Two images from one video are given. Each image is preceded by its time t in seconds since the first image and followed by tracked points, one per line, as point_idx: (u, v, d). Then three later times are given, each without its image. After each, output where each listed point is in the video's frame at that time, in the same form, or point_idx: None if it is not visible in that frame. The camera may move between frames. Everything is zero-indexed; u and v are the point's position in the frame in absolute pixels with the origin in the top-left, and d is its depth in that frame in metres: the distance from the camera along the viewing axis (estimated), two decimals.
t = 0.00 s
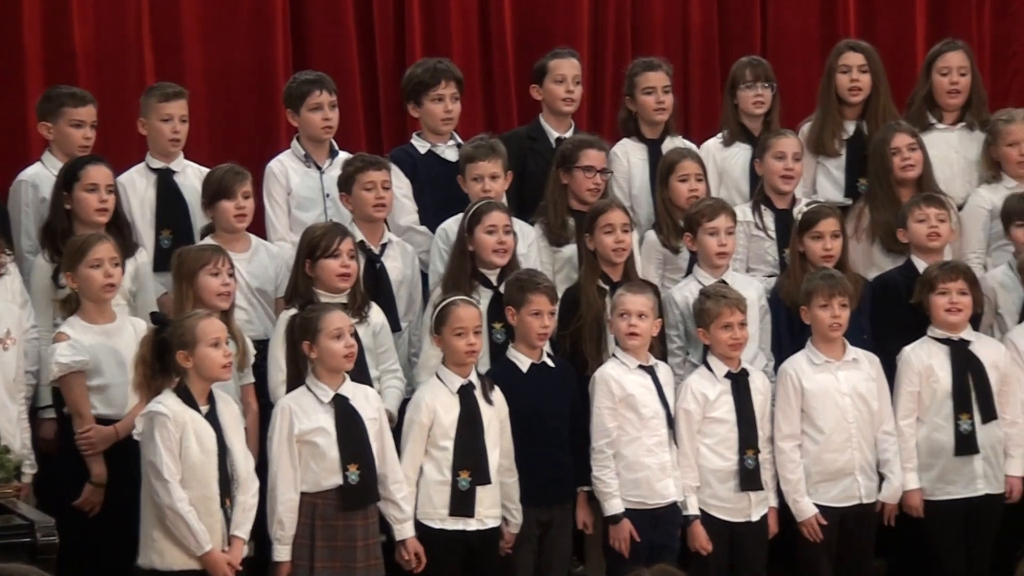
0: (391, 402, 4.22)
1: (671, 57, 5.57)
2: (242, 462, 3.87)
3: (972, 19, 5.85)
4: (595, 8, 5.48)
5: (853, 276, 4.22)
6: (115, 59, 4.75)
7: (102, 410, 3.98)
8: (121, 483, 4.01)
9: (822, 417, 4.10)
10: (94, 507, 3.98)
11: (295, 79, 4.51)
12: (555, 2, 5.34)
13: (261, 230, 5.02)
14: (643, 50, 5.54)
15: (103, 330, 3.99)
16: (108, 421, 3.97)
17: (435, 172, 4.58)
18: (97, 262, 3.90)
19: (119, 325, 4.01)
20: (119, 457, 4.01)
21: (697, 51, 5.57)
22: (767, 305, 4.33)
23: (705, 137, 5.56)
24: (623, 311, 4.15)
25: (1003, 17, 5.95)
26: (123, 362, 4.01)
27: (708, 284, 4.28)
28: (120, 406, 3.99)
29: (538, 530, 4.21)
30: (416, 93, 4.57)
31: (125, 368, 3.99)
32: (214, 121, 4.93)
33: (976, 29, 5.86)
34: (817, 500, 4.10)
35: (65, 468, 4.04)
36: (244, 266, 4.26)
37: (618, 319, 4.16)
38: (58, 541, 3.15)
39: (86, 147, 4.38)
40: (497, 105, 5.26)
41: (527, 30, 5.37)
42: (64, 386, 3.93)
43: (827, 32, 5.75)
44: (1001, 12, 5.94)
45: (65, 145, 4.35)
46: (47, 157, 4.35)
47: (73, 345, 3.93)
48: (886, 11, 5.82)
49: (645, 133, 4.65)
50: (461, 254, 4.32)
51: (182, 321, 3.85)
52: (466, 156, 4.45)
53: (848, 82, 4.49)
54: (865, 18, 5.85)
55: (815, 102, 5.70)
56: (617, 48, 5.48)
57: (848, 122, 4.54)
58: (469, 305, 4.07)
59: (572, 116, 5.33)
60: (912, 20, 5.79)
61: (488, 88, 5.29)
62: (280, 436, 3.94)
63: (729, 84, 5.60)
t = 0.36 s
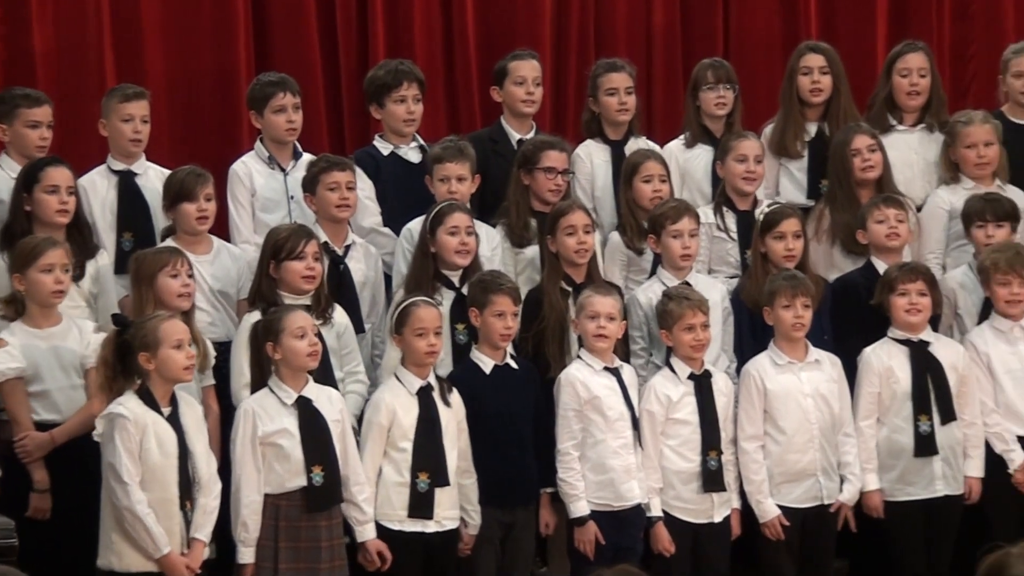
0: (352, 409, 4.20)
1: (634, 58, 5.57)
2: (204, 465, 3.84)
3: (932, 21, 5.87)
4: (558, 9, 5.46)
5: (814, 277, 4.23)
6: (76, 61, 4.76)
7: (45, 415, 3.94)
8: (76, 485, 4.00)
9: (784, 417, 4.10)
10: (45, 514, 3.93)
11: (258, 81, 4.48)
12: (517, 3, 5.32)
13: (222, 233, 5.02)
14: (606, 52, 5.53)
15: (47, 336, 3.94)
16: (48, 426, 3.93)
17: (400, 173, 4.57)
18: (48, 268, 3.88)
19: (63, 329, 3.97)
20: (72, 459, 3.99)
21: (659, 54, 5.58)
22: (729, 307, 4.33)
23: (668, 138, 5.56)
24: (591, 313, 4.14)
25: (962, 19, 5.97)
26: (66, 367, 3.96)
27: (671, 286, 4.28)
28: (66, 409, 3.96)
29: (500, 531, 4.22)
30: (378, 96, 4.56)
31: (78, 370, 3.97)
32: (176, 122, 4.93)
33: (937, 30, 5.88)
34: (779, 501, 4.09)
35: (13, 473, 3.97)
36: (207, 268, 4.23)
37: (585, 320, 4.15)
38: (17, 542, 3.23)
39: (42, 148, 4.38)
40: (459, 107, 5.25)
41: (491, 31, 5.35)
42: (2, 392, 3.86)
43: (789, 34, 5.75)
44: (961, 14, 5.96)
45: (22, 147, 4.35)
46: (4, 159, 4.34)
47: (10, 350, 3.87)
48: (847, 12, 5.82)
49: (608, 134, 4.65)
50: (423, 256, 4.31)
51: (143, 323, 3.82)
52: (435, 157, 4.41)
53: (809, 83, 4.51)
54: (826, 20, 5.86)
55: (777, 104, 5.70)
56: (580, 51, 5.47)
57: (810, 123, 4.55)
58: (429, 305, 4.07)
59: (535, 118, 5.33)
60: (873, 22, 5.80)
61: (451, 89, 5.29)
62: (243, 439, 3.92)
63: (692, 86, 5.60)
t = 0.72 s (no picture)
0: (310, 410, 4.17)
1: (593, 60, 5.57)
2: (161, 469, 3.82)
3: (887, 23, 5.90)
4: (517, 10, 5.45)
5: (771, 278, 4.24)
6: (31, 62, 4.76)
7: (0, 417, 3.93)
8: (30, 487, 3.99)
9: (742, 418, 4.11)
10: (7, 514, 3.93)
11: (217, 82, 4.43)
12: (475, 4, 5.31)
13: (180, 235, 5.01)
14: (563, 53, 5.52)
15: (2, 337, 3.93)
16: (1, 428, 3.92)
17: (357, 175, 4.54)
18: None
19: (18, 331, 3.96)
20: (28, 461, 3.99)
21: (618, 54, 5.57)
22: (687, 308, 4.33)
23: (627, 140, 5.57)
24: (557, 315, 4.13)
25: (917, 21, 6.00)
26: (22, 369, 3.95)
27: (630, 288, 4.28)
28: (22, 412, 3.94)
29: (458, 533, 4.23)
30: (336, 99, 4.54)
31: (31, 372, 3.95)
32: (133, 123, 4.92)
33: (891, 32, 5.93)
34: (736, 502, 4.10)
35: None
36: (165, 269, 4.19)
37: (552, 323, 4.14)
38: None
39: None
40: (418, 109, 5.25)
41: (449, 32, 5.35)
42: None
43: (746, 34, 5.78)
44: (915, 16, 5.99)
45: None
46: None
47: None
48: (805, 14, 5.83)
49: (566, 135, 4.66)
50: (382, 257, 4.29)
51: (98, 326, 3.78)
52: (394, 159, 4.38)
53: (766, 85, 4.52)
54: (784, 22, 5.87)
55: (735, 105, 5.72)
56: (538, 51, 5.47)
57: (767, 125, 4.57)
58: (383, 304, 4.07)
59: (493, 120, 5.33)
60: (830, 25, 5.82)
61: (410, 90, 5.28)
62: (199, 442, 3.89)
63: (651, 88, 5.61)
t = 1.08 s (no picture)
0: (267, 412, 4.12)
1: (551, 63, 5.56)
2: (116, 470, 3.79)
3: (843, 24, 5.92)
4: (474, 11, 5.44)
5: (727, 280, 4.25)
6: None
7: None
8: None
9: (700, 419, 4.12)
10: None
11: (172, 84, 4.38)
12: (433, 5, 5.31)
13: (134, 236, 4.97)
14: (521, 54, 5.51)
15: None
16: None
17: (314, 178, 4.50)
18: None
19: None
20: None
21: (576, 54, 5.57)
22: (645, 310, 4.32)
23: (585, 141, 5.57)
24: (524, 318, 4.08)
25: (871, 23, 6.04)
26: None
27: (589, 289, 4.27)
28: None
29: (416, 537, 4.17)
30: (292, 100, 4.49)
31: None
32: (89, 125, 4.90)
33: (847, 33, 5.94)
34: (695, 503, 4.11)
35: None
36: (121, 272, 4.15)
37: (517, 326, 4.08)
38: None
39: None
40: (376, 110, 5.23)
41: (407, 33, 5.33)
42: None
43: (703, 36, 5.79)
44: (870, 18, 6.03)
45: None
46: None
47: None
48: (761, 15, 5.86)
49: (523, 136, 4.65)
50: (339, 259, 4.24)
51: (53, 326, 3.75)
52: (350, 161, 4.36)
53: (723, 87, 4.53)
54: (740, 24, 5.90)
55: (692, 106, 5.73)
56: (496, 53, 5.45)
57: (723, 127, 4.57)
58: (339, 305, 4.06)
59: (450, 121, 5.33)
60: (787, 27, 5.85)
61: (367, 91, 5.27)
62: (152, 445, 3.87)
63: (608, 89, 5.61)
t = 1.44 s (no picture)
0: (229, 416, 4.09)
1: (513, 64, 5.55)
2: (76, 473, 3.75)
3: (803, 26, 5.94)
4: (436, 12, 5.44)
5: (689, 280, 4.27)
6: None
7: None
8: None
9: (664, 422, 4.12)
10: None
11: (130, 85, 4.34)
12: (394, 7, 5.30)
13: (93, 237, 4.93)
14: (484, 56, 5.49)
15: None
16: None
17: (275, 180, 4.45)
18: None
19: None
20: None
21: (538, 55, 5.57)
22: (607, 311, 4.31)
23: (547, 143, 5.55)
24: (487, 320, 4.04)
25: (831, 25, 6.07)
26: None
27: (552, 291, 4.25)
28: None
29: (379, 537, 4.16)
30: (253, 101, 4.45)
31: None
32: (47, 124, 4.88)
33: (806, 35, 5.96)
34: (661, 504, 4.10)
35: None
36: (80, 274, 4.12)
37: (480, 328, 4.05)
38: None
39: None
40: (337, 111, 5.23)
41: (369, 34, 5.32)
42: None
43: (665, 38, 5.80)
44: (829, 20, 6.06)
45: None
46: None
47: None
48: (722, 17, 5.87)
49: (486, 138, 4.65)
50: (301, 261, 4.20)
51: (12, 328, 3.72)
52: (313, 162, 4.32)
53: (684, 89, 4.53)
54: (701, 26, 5.91)
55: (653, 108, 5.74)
56: (458, 55, 5.44)
57: (684, 129, 4.58)
58: (301, 306, 4.04)
59: (413, 123, 5.34)
60: (747, 29, 5.86)
61: (329, 92, 5.26)
62: (113, 446, 3.85)
63: (570, 91, 5.61)
